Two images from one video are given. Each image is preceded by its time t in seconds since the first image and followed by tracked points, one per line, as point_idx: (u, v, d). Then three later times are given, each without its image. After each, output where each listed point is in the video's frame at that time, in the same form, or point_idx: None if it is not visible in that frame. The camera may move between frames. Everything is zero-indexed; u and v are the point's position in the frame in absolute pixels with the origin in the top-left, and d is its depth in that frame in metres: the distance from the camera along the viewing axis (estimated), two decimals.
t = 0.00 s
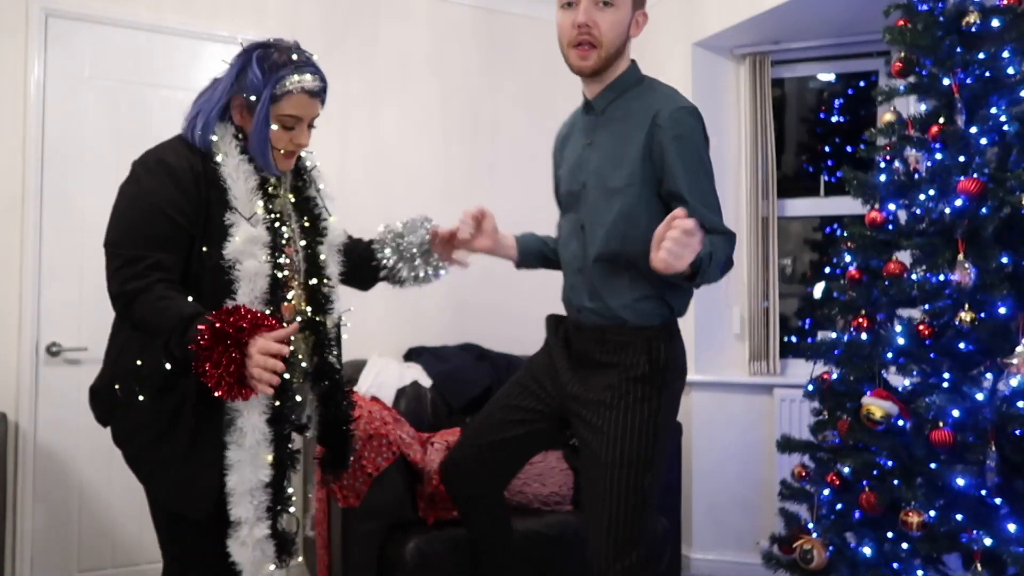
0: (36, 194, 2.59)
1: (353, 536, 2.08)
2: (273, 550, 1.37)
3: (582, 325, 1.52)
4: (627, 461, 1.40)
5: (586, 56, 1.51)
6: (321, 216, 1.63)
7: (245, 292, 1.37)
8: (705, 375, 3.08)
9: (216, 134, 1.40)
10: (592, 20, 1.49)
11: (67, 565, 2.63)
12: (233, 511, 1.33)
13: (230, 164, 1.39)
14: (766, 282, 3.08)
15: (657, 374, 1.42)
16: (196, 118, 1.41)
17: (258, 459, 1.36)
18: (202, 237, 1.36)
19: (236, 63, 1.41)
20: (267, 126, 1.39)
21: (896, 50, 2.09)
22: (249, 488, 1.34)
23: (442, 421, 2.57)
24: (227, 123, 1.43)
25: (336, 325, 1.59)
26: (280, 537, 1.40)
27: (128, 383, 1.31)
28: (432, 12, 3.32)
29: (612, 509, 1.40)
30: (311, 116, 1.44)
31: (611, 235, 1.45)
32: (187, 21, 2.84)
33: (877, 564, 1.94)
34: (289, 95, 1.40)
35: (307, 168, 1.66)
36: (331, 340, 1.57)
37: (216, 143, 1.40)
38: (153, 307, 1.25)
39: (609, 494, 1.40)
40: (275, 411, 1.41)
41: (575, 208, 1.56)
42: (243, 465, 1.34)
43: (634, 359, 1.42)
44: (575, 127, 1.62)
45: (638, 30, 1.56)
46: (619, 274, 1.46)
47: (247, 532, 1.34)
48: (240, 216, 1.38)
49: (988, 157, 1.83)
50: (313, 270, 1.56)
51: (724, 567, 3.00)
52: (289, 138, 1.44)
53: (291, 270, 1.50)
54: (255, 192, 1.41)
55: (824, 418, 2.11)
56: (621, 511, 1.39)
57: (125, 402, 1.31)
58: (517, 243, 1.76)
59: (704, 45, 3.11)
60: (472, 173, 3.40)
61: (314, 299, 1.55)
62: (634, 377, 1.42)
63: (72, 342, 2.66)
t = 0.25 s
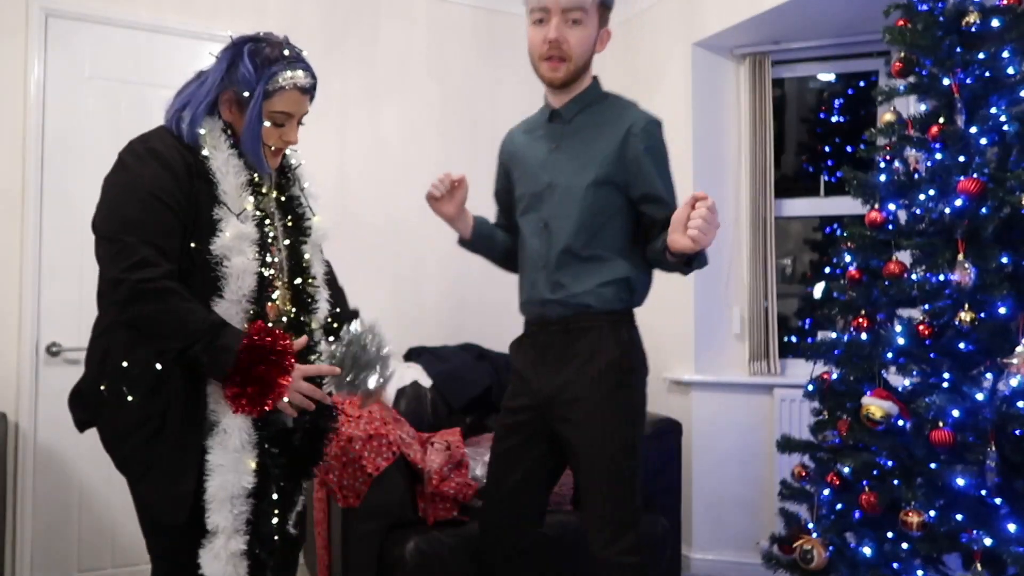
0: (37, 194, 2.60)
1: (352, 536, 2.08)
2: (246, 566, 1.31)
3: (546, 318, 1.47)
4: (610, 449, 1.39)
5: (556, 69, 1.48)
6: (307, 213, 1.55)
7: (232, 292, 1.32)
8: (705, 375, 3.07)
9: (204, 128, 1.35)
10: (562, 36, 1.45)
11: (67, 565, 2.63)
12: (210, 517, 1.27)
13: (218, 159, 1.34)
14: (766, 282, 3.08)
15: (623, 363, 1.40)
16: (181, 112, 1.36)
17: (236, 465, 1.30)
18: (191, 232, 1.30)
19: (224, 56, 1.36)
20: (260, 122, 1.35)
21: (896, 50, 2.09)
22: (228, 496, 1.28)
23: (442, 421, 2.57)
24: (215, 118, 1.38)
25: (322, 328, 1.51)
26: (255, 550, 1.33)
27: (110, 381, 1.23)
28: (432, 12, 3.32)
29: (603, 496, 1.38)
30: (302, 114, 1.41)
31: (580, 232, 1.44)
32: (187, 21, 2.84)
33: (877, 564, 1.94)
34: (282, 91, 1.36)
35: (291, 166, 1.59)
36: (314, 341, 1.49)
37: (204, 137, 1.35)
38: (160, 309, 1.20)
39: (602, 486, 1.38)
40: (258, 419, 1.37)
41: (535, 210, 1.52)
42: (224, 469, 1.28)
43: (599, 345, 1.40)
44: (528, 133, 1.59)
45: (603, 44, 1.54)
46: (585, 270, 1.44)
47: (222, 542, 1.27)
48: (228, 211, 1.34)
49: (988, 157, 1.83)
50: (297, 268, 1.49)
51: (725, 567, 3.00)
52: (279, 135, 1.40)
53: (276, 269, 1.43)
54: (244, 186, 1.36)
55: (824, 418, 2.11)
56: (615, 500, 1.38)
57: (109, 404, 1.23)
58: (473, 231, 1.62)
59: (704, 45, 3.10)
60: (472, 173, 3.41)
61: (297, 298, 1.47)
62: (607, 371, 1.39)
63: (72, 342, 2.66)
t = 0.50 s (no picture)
0: (37, 194, 2.60)
1: (352, 537, 2.07)
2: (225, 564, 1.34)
3: (525, 315, 1.71)
4: (551, 421, 1.60)
5: (519, 92, 1.73)
6: (302, 225, 1.58)
7: (225, 302, 1.36)
8: (705, 375, 3.07)
9: (208, 133, 1.38)
10: (525, 63, 1.70)
11: (67, 565, 2.63)
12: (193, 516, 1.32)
13: (219, 166, 1.38)
14: (766, 282, 3.08)
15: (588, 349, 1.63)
16: (186, 115, 1.38)
17: (221, 464, 1.35)
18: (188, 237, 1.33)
19: (230, 62, 1.39)
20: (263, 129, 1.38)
21: (896, 50, 2.09)
22: (210, 496, 1.32)
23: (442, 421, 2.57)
24: (218, 123, 1.41)
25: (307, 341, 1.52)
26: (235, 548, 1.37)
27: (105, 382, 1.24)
28: (432, 12, 3.32)
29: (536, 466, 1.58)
30: (303, 121, 1.45)
31: (556, 242, 1.67)
32: (187, 21, 2.84)
33: (877, 564, 1.94)
34: (286, 99, 1.40)
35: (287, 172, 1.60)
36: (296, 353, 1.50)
37: (207, 142, 1.37)
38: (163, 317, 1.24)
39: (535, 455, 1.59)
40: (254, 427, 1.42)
41: (508, 221, 1.74)
42: (207, 468, 1.33)
43: (573, 329, 1.64)
44: (491, 153, 1.83)
45: (559, 71, 1.81)
46: (560, 274, 1.68)
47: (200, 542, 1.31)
48: (225, 218, 1.37)
49: (988, 157, 1.82)
50: (289, 282, 1.52)
51: (724, 567, 3.00)
52: (279, 142, 1.43)
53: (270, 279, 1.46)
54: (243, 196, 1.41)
55: (824, 418, 2.11)
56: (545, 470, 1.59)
57: (87, 406, 1.25)
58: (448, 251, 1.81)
59: (704, 45, 3.11)
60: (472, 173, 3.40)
61: (284, 310, 1.50)
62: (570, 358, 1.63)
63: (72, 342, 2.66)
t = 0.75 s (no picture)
0: (36, 194, 2.60)
1: (352, 536, 2.08)
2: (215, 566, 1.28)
3: (503, 299, 1.66)
4: (529, 400, 1.52)
5: (498, 83, 1.69)
6: (298, 225, 1.53)
7: (217, 300, 1.31)
8: (705, 375, 3.07)
9: (205, 131, 1.33)
10: (504, 55, 1.67)
11: (67, 565, 2.63)
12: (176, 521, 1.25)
13: (217, 164, 1.33)
14: (765, 283, 3.08)
15: (563, 326, 1.56)
16: (183, 114, 1.34)
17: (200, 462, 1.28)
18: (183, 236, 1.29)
19: (227, 58, 1.35)
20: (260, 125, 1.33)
21: (895, 50, 2.09)
22: (192, 497, 1.26)
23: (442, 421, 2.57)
24: (215, 122, 1.36)
25: (296, 342, 1.46)
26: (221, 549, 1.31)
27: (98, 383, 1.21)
28: (431, 12, 3.32)
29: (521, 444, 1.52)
30: (302, 118, 1.40)
31: (533, 220, 1.62)
32: (188, 21, 2.84)
33: (877, 564, 1.94)
34: (283, 95, 1.35)
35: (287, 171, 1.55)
36: (282, 356, 1.44)
37: (204, 141, 1.33)
38: (149, 320, 1.19)
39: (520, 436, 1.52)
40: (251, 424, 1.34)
41: (487, 208, 1.70)
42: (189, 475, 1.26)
43: (544, 306, 1.57)
44: (470, 145, 1.79)
45: (537, 65, 1.78)
46: (536, 255, 1.62)
47: (187, 542, 1.25)
48: (220, 216, 1.33)
49: (988, 157, 1.82)
50: (281, 280, 1.47)
51: (725, 567, 3.00)
52: (278, 139, 1.38)
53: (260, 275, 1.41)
54: (239, 193, 1.36)
55: (824, 418, 2.11)
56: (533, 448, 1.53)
57: (84, 406, 1.21)
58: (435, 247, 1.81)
59: (704, 45, 3.11)
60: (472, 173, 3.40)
61: (274, 311, 1.44)
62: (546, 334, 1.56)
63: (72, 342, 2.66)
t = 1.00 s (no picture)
0: (36, 194, 2.60)
1: (352, 536, 2.08)
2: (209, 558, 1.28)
3: (494, 305, 1.66)
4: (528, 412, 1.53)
5: (485, 93, 1.70)
6: (289, 213, 1.52)
7: (206, 290, 1.29)
8: (705, 375, 3.07)
9: (191, 125, 1.33)
10: (490, 66, 1.68)
11: (67, 565, 2.63)
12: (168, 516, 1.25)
13: (201, 156, 1.33)
14: (765, 282, 3.08)
15: (557, 337, 1.55)
16: (168, 111, 1.33)
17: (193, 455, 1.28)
18: (171, 231, 1.28)
19: (208, 53, 1.34)
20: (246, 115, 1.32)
21: (896, 50, 2.09)
22: (185, 488, 1.26)
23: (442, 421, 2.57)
24: (200, 116, 1.35)
25: (294, 331, 1.46)
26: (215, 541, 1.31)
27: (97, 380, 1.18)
28: (432, 11, 3.32)
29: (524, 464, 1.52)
30: (288, 105, 1.38)
31: (520, 226, 1.63)
32: (188, 21, 2.84)
33: (877, 564, 1.94)
34: (266, 83, 1.34)
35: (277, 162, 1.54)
36: (283, 345, 1.44)
37: (190, 135, 1.33)
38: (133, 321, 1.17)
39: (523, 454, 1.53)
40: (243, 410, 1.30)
41: (479, 214, 1.72)
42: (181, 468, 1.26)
43: (538, 320, 1.57)
44: (466, 151, 1.80)
45: (526, 68, 1.77)
46: (523, 263, 1.63)
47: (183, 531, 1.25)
48: (208, 209, 1.32)
49: (988, 157, 1.82)
50: (272, 269, 1.44)
51: (725, 567, 3.00)
52: (264, 128, 1.37)
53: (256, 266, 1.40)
54: (225, 184, 1.35)
55: (824, 418, 2.11)
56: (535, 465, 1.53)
57: (83, 408, 1.19)
58: (425, 255, 1.85)
59: (704, 45, 3.11)
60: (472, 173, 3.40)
61: (267, 300, 1.42)
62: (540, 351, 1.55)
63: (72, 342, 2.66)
